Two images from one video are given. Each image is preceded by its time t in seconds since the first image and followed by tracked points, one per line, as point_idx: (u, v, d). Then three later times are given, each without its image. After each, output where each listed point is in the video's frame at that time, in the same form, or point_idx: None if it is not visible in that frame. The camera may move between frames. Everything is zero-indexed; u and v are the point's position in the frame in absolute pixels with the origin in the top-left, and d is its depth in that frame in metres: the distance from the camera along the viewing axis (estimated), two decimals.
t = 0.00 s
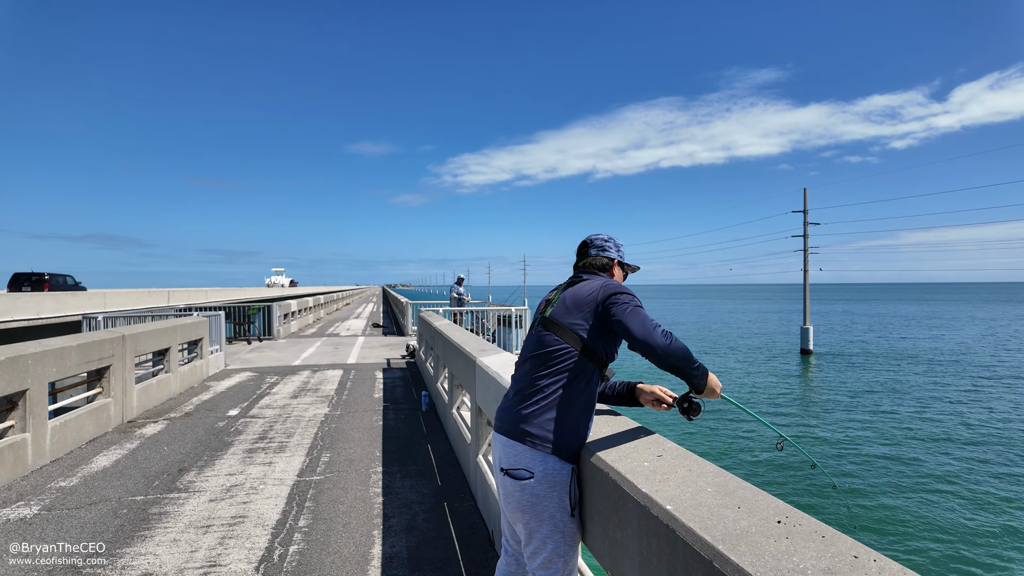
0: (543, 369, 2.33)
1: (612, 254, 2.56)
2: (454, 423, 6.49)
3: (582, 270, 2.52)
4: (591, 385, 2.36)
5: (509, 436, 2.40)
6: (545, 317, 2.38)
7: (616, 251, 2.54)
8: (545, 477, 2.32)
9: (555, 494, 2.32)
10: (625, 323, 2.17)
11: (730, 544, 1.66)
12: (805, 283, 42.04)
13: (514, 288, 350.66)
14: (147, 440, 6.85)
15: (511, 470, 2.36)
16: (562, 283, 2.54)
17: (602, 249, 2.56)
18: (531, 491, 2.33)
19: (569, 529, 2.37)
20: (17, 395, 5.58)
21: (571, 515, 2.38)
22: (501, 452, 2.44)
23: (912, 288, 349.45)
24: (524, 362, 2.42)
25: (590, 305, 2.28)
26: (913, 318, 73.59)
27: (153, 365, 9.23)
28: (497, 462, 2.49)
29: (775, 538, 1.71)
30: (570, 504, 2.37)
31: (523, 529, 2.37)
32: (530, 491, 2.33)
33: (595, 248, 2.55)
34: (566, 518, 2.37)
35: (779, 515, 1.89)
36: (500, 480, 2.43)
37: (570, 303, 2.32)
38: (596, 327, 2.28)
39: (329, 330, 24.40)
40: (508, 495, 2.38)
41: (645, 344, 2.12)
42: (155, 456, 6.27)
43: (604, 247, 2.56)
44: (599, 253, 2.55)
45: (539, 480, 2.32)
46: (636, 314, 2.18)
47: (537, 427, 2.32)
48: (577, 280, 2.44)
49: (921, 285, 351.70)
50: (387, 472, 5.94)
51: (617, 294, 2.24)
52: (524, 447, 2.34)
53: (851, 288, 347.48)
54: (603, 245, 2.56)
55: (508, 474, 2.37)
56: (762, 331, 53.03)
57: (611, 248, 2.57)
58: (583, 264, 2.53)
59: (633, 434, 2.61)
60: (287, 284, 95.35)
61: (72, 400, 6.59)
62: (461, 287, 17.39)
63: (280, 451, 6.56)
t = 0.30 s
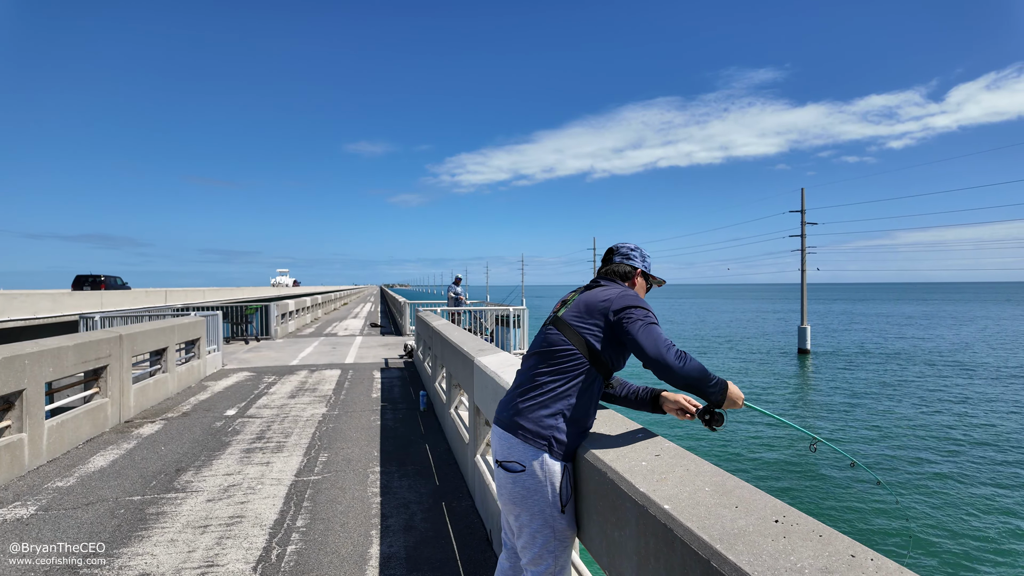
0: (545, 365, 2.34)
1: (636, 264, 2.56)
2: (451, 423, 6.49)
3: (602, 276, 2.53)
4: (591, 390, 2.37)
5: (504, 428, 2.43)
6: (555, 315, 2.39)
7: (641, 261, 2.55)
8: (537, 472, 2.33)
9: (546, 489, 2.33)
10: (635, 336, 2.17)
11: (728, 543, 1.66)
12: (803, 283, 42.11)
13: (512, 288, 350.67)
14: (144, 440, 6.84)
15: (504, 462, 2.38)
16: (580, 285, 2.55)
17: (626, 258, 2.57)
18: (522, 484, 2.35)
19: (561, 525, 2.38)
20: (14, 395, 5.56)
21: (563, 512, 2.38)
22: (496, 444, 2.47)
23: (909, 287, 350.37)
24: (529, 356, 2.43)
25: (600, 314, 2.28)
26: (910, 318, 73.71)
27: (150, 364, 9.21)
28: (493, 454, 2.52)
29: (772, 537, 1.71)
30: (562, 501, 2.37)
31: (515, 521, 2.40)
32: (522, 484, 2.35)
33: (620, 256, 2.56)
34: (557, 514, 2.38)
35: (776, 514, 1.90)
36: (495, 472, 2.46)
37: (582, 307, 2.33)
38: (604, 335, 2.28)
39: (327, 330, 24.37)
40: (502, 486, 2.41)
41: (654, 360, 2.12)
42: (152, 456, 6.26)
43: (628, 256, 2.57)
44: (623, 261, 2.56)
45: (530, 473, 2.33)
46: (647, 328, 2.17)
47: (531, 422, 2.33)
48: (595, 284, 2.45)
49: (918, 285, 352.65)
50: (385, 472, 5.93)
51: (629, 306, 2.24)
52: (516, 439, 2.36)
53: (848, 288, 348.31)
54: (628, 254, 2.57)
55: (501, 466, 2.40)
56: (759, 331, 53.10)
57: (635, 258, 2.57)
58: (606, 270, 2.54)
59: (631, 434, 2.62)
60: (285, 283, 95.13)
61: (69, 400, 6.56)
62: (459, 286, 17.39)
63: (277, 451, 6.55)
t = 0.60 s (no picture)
0: (556, 364, 2.37)
1: (670, 291, 2.61)
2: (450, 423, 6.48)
3: (634, 294, 2.58)
4: (597, 398, 2.42)
5: (506, 421, 2.43)
6: (578, 320, 2.43)
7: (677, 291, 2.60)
8: (537, 467, 2.33)
9: (547, 486, 2.33)
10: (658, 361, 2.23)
11: (726, 543, 1.66)
12: (801, 283, 42.15)
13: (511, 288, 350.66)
14: (142, 441, 6.82)
15: (504, 457, 2.38)
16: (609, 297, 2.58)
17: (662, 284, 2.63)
18: (523, 480, 2.35)
19: (562, 522, 2.39)
20: (11, 395, 5.54)
21: (564, 509, 2.39)
22: (497, 440, 2.47)
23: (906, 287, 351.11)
24: (542, 353, 2.46)
25: (624, 327, 2.32)
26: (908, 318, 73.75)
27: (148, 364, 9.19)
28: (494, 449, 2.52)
29: (770, 537, 1.72)
30: (563, 498, 2.37)
31: (516, 516, 2.41)
32: (523, 480, 2.35)
33: (657, 280, 2.62)
34: (558, 511, 2.38)
35: (774, 513, 1.91)
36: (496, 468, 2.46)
37: (607, 318, 2.37)
38: (625, 350, 2.33)
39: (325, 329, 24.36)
40: (503, 481, 2.41)
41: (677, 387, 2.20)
42: (150, 456, 6.25)
43: (665, 282, 2.62)
44: (658, 286, 2.62)
45: (531, 470, 2.33)
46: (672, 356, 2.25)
47: (532, 416, 2.34)
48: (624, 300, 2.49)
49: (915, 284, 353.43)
50: (384, 472, 5.93)
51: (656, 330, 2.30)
52: (518, 435, 2.36)
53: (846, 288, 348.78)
54: (665, 280, 2.63)
55: (502, 460, 2.40)
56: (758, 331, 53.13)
57: (670, 286, 2.63)
58: (639, 289, 2.60)
59: (628, 433, 2.62)
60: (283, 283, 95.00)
61: (66, 400, 6.54)
62: (456, 286, 17.38)
63: (275, 451, 6.54)
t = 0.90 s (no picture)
0: (571, 365, 2.37)
1: (699, 326, 2.61)
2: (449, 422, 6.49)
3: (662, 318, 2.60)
4: (604, 408, 2.43)
5: (511, 413, 2.43)
6: (602, 328, 2.44)
7: (706, 327, 2.61)
8: (539, 463, 2.33)
9: (548, 482, 2.34)
10: (674, 390, 2.25)
11: (724, 542, 1.67)
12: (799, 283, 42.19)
13: (509, 287, 350.64)
14: (140, 440, 6.82)
15: (506, 451, 2.38)
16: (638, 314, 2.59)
17: (693, 317, 2.63)
18: (524, 475, 2.35)
19: (561, 520, 2.39)
20: (8, 395, 5.53)
21: (563, 507, 2.39)
22: (500, 433, 2.47)
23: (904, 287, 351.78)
24: (558, 352, 2.46)
25: (648, 348, 2.33)
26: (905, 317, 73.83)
27: (146, 364, 9.18)
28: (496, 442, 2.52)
29: (768, 536, 1.72)
30: (563, 495, 2.37)
31: (515, 510, 2.42)
32: (523, 475, 2.35)
33: (689, 313, 2.63)
34: (557, 508, 2.38)
35: (772, 512, 1.91)
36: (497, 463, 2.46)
37: (632, 334, 2.38)
38: (644, 370, 2.35)
39: (324, 329, 24.30)
40: (503, 476, 2.42)
41: (690, 425, 2.23)
42: (148, 456, 6.24)
43: (695, 315, 2.63)
44: (689, 318, 2.62)
45: (533, 465, 2.33)
46: (690, 392, 2.28)
47: (539, 411, 2.34)
48: (652, 321, 2.49)
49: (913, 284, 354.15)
50: (382, 472, 5.93)
51: (681, 361, 2.32)
52: (522, 429, 2.37)
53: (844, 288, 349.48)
54: (696, 314, 2.63)
55: (503, 455, 2.40)
56: (756, 331, 53.20)
57: (701, 321, 2.63)
58: (669, 314, 2.61)
59: (626, 432, 2.62)
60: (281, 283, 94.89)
61: (64, 400, 6.53)
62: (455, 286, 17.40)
63: (273, 450, 6.54)
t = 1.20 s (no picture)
0: (568, 363, 2.37)
1: (695, 315, 2.61)
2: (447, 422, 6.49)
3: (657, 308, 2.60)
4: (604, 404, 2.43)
5: (510, 413, 2.43)
6: (596, 322, 2.43)
7: (703, 315, 2.62)
8: (538, 463, 2.33)
9: (547, 482, 2.34)
10: (677, 378, 2.25)
11: (722, 542, 1.67)
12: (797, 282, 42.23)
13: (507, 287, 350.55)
14: (137, 440, 6.80)
15: (506, 450, 2.38)
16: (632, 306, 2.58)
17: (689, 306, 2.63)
18: (523, 474, 2.35)
19: (559, 519, 2.40)
20: (5, 395, 5.53)
21: (562, 506, 2.39)
22: (499, 432, 2.47)
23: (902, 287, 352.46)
24: (554, 350, 2.47)
25: (644, 338, 2.32)
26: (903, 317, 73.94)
27: (143, 364, 9.16)
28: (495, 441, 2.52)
29: (767, 536, 1.72)
30: (561, 495, 2.38)
31: (514, 508, 2.42)
32: (523, 474, 2.36)
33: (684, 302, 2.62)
34: (556, 508, 2.38)
35: (770, 512, 1.92)
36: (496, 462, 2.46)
37: (626, 326, 2.37)
38: (642, 361, 2.34)
39: (322, 329, 24.28)
40: (503, 475, 2.42)
41: (699, 411, 2.24)
42: (145, 456, 6.23)
43: (693, 304, 2.64)
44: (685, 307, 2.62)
45: (532, 464, 2.34)
46: (694, 377, 2.28)
47: (538, 411, 2.34)
48: (647, 312, 2.49)
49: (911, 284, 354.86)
50: (380, 472, 5.92)
51: (680, 347, 2.31)
52: (522, 429, 2.36)
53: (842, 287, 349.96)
54: (692, 304, 2.64)
55: (503, 453, 2.40)
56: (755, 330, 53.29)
57: (697, 310, 2.64)
58: (664, 304, 2.61)
59: (624, 431, 2.63)
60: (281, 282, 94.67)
61: (61, 400, 6.52)
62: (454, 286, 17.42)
63: (271, 451, 6.53)
